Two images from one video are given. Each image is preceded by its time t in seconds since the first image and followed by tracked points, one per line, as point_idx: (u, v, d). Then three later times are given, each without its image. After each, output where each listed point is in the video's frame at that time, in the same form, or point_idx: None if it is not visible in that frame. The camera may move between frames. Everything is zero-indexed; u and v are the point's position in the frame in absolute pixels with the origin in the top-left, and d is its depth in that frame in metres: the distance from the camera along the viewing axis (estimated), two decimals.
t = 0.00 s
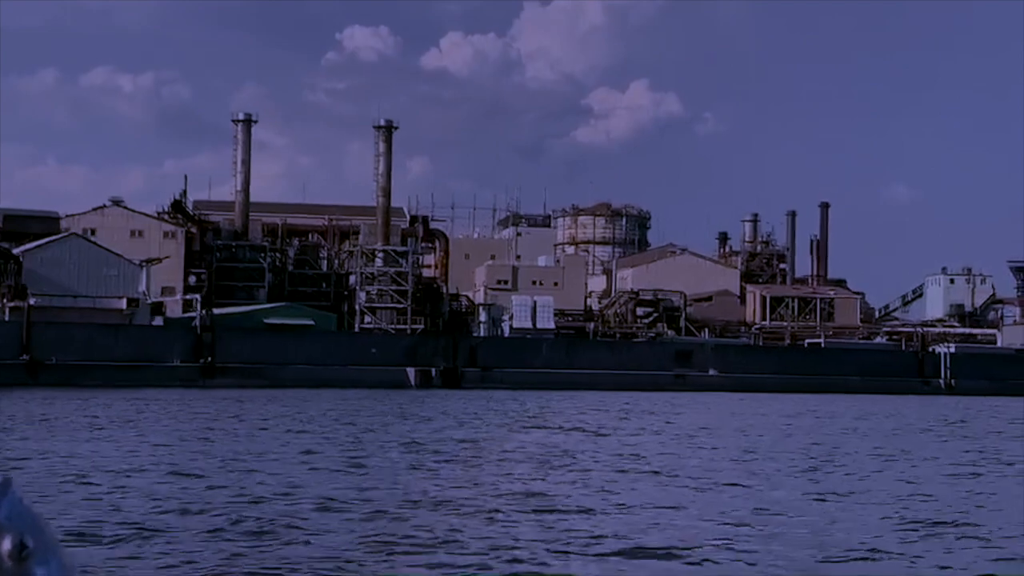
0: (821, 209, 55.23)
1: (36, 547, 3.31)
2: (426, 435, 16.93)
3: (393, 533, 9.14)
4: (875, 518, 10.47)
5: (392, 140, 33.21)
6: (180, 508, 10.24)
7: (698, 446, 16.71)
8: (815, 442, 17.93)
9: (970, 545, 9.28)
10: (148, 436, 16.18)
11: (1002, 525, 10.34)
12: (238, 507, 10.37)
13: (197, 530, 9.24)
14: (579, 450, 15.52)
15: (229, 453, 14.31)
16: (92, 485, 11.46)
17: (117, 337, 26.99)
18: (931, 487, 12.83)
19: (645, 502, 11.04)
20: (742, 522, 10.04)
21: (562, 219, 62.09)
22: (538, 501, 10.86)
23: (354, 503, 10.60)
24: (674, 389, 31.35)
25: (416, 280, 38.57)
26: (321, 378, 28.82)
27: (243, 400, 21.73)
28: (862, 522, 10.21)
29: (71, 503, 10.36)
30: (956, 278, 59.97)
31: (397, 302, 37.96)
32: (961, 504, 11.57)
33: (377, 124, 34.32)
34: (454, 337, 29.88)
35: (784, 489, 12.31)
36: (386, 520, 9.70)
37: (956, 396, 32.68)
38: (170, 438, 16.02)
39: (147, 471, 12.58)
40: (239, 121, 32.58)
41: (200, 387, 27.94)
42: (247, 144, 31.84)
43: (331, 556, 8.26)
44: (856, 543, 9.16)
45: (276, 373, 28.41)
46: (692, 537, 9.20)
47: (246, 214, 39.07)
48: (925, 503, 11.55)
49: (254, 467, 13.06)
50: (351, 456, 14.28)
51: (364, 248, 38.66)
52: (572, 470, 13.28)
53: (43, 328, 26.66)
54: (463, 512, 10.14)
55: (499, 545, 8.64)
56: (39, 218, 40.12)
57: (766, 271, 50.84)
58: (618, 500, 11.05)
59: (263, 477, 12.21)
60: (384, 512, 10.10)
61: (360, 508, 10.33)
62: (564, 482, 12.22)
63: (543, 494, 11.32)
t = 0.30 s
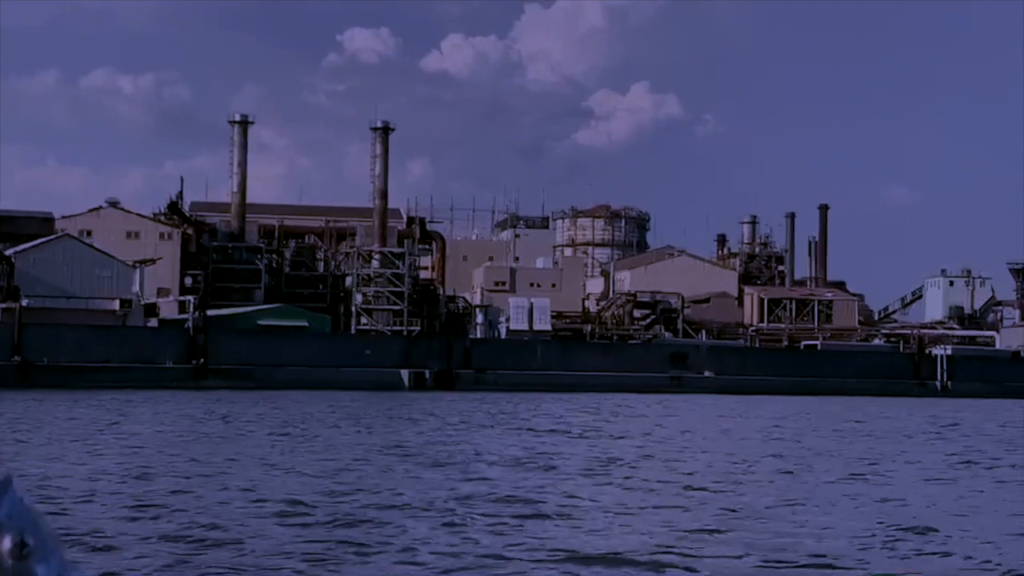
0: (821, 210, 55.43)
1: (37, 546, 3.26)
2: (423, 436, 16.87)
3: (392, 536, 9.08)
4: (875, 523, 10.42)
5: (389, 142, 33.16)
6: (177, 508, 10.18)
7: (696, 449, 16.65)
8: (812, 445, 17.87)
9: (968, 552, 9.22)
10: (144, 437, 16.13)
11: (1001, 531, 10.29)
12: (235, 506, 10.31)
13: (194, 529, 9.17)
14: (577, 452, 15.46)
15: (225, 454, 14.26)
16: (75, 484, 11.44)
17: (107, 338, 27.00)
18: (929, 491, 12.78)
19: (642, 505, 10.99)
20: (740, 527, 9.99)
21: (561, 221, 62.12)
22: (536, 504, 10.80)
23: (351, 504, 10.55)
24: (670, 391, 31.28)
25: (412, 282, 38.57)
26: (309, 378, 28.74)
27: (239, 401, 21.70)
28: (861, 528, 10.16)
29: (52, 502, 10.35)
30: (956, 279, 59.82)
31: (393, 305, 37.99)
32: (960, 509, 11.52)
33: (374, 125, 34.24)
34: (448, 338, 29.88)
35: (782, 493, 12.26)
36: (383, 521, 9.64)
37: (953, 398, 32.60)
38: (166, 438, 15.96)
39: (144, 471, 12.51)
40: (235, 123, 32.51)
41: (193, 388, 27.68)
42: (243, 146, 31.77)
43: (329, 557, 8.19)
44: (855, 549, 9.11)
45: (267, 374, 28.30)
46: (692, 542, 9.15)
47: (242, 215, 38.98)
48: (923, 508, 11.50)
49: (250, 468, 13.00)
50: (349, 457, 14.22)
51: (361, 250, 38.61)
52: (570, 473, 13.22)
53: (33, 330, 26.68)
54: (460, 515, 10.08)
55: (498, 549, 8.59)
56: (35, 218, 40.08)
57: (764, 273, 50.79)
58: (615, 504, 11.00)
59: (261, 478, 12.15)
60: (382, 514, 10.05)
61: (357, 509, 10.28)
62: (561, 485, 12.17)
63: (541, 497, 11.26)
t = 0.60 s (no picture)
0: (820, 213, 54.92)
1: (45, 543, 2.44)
2: (420, 438, 16.74)
3: (386, 535, 8.95)
4: (873, 522, 10.30)
5: (388, 143, 33.09)
6: (168, 508, 10.06)
7: (693, 450, 16.53)
8: (812, 446, 17.74)
9: (968, 549, 9.10)
10: (139, 437, 16.00)
11: (1002, 529, 10.17)
12: (227, 506, 10.18)
13: (185, 529, 9.05)
14: (574, 454, 15.32)
15: (220, 455, 14.13)
16: (67, 483, 11.35)
17: (101, 339, 26.95)
18: (929, 492, 12.66)
19: (640, 506, 10.86)
20: (738, 525, 9.87)
21: (561, 223, 62.07)
22: (532, 505, 10.68)
23: (345, 504, 10.42)
24: (667, 393, 31.21)
25: (411, 283, 38.52)
26: (303, 379, 28.60)
27: (235, 403, 21.60)
28: (860, 526, 10.04)
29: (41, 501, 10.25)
30: (956, 281, 59.65)
31: (390, 306, 37.98)
32: (960, 509, 11.39)
33: (372, 126, 34.18)
34: (445, 340, 29.85)
35: (780, 493, 12.13)
36: (377, 521, 9.51)
37: (953, 400, 32.49)
38: (161, 440, 15.82)
39: (136, 470, 12.39)
40: (234, 123, 32.45)
41: (188, 390, 27.59)
42: (242, 146, 31.71)
43: (320, 555, 8.06)
44: (854, 547, 8.99)
45: (262, 376, 28.18)
46: (688, 541, 9.02)
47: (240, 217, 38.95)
48: (922, 508, 11.38)
49: (243, 468, 12.87)
50: (345, 459, 14.10)
51: (359, 251, 38.57)
52: (566, 475, 13.10)
53: (28, 331, 26.59)
54: (454, 514, 10.01)
55: (493, 547, 8.46)
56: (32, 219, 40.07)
57: (763, 275, 50.71)
58: (612, 505, 10.87)
59: (255, 478, 12.03)
60: (377, 514, 9.93)
61: (351, 509, 10.15)
62: (558, 486, 12.04)
63: (537, 498, 11.14)
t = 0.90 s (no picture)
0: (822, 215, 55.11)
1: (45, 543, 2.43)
2: (411, 441, 16.72)
3: (369, 539, 8.93)
4: (859, 526, 10.30)
5: (385, 145, 33.06)
6: (152, 510, 10.04)
7: (686, 453, 16.51)
8: (804, 449, 17.71)
9: (953, 553, 9.09)
10: (130, 440, 15.98)
11: (988, 533, 10.15)
12: (211, 510, 10.16)
13: (167, 529, 9.03)
14: (565, 458, 15.30)
15: (210, 458, 14.11)
16: (48, 485, 11.32)
17: (96, 340, 27.00)
18: (917, 495, 12.64)
19: (627, 510, 10.85)
20: (721, 530, 9.86)
21: (562, 225, 62.04)
22: (519, 510, 10.66)
23: (327, 508, 10.40)
24: (663, 396, 31.14)
25: (409, 286, 38.45)
26: (297, 381, 28.54)
27: (229, 406, 21.56)
28: (845, 531, 10.03)
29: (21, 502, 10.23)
30: (958, 284, 59.50)
31: (388, 308, 37.88)
32: (949, 512, 11.38)
33: (370, 128, 34.15)
34: (440, 342, 29.79)
35: (769, 497, 12.11)
36: (362, 525, 9.50)
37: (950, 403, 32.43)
38: (152, 442, 15.81)
39: (123, 473, 12.38)
40: (230, 124, 32.43)
41: (181, 392, 27.59)
42: (239, 147, 31.67)
43: (300, 558, 8.04)
44: (838, 552, 8.97)
45: (256, 379, 28.10)
46: (670, 546, 9.00)
47: (238, 219, 38.92)
48: (909, 511, 11.36)
49: (232, 471, 12.86)
50: (334, 462, 14.08)
51: (356, 253, 38.53)
52: (557, 479, 13.08)
53: (21, 333, 26.56)
54: (434, 518, 9.98)
55: (470, 551, 8.44)
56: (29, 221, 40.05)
57: (763, 277, 50.61)
58: (598, 509, 10.86)
59: (244, 482, 12.01)
60: (363, 518, 9.92)
61: (334, 513, 10.14)
62: (546, 491, 12.03)
63: (525, 503, 11.12)
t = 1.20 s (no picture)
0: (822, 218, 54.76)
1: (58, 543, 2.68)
2: (403, 443, 16.69)
3: (348, 542, 8.92)
4: (842, 531, 10.28)
5: (385, 147, 33.01)
6: (135, 511, 10.03)
7: (678, 455, 16.47)
8: (799, 451, 17.70)
9: (933, 559, 9.06)
10: (122, 441, 15.96)
11: (971, 538, 10.13)
12: (193, 512, 10.15)
13: (151, 532, 9.03)
14: (556, 460, 15.27)
15: (199, 459, 14.09)
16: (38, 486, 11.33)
17: (93, 343, 26.95)
18: (906, 499, 12.61)
19: (611, 513, 10.83)
20: (703, 534, 9.84)
21: (563, 227, 62.09)
22: (503, 512, 10.64)
23: (316, 510, 10.41)
24: (660, 398, 31.09)
25: (407, 288, 38.45)
26: (294, 384, 28.51)
27: (223, 408, 21.51)
28: (828, 536, 10.01)
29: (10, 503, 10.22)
30: (959, 286, 59.41)
31: (387, 311, 37.97)
32: (935, 516, 11.35)
33: (369, 130, 34.10)
34: (437, 344, 29.72)
35: (756, 500, 12.09)
36: (344, 528, 9.48)
37: (949, 406, 32.38)
38: (143, 443, 15.79)
39: (109, 475, 12.36)
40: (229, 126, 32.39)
41: (178, 394, 27.58)
42: (237, 150, 31.63)
43: (278, 561, 8.03)
44: (819, 557, 8.95)
45: (253, 381, 28.11)
46: (649, 550, 8.98)
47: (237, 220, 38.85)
48: (896, 515, 11.34)
49: (220, 473, 12.84)
50: (323, 464, 14.05)
51: (355, 255, 38.45)
52: (545, 481, 13.06)
53: (17, 334, 26.44)
54: (421, 522, 9.99)
55: (456, 556, 8.45)
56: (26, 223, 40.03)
57: (763, 280, 50.58)
58: (583, 512, 10.83)
59: (230, 484, 12.00)
60: (344, 521, 9.91)
61: (317, 516, 10.12)
62: (532, 493, 12.01)
63: (509, 505, 11.10)
